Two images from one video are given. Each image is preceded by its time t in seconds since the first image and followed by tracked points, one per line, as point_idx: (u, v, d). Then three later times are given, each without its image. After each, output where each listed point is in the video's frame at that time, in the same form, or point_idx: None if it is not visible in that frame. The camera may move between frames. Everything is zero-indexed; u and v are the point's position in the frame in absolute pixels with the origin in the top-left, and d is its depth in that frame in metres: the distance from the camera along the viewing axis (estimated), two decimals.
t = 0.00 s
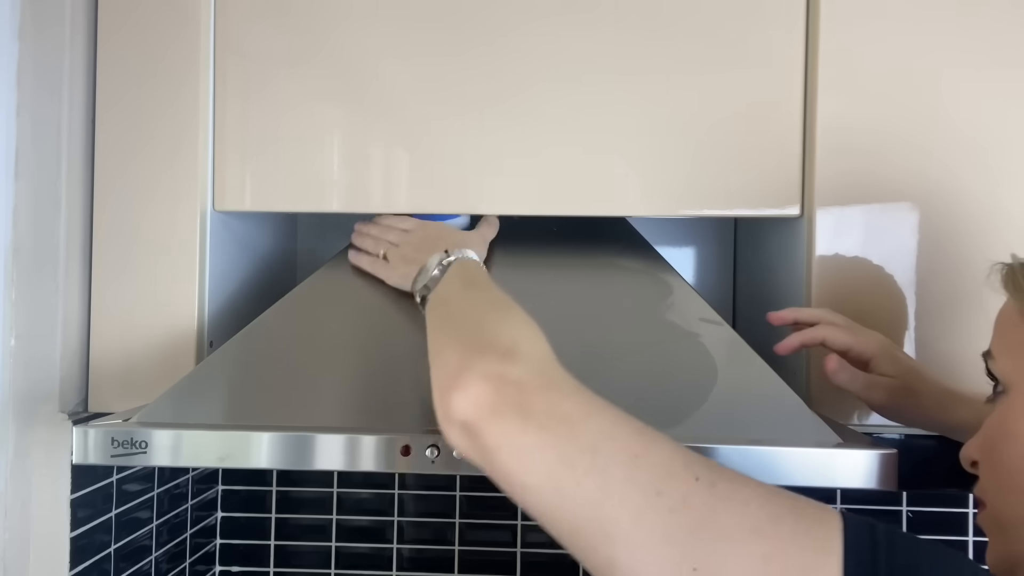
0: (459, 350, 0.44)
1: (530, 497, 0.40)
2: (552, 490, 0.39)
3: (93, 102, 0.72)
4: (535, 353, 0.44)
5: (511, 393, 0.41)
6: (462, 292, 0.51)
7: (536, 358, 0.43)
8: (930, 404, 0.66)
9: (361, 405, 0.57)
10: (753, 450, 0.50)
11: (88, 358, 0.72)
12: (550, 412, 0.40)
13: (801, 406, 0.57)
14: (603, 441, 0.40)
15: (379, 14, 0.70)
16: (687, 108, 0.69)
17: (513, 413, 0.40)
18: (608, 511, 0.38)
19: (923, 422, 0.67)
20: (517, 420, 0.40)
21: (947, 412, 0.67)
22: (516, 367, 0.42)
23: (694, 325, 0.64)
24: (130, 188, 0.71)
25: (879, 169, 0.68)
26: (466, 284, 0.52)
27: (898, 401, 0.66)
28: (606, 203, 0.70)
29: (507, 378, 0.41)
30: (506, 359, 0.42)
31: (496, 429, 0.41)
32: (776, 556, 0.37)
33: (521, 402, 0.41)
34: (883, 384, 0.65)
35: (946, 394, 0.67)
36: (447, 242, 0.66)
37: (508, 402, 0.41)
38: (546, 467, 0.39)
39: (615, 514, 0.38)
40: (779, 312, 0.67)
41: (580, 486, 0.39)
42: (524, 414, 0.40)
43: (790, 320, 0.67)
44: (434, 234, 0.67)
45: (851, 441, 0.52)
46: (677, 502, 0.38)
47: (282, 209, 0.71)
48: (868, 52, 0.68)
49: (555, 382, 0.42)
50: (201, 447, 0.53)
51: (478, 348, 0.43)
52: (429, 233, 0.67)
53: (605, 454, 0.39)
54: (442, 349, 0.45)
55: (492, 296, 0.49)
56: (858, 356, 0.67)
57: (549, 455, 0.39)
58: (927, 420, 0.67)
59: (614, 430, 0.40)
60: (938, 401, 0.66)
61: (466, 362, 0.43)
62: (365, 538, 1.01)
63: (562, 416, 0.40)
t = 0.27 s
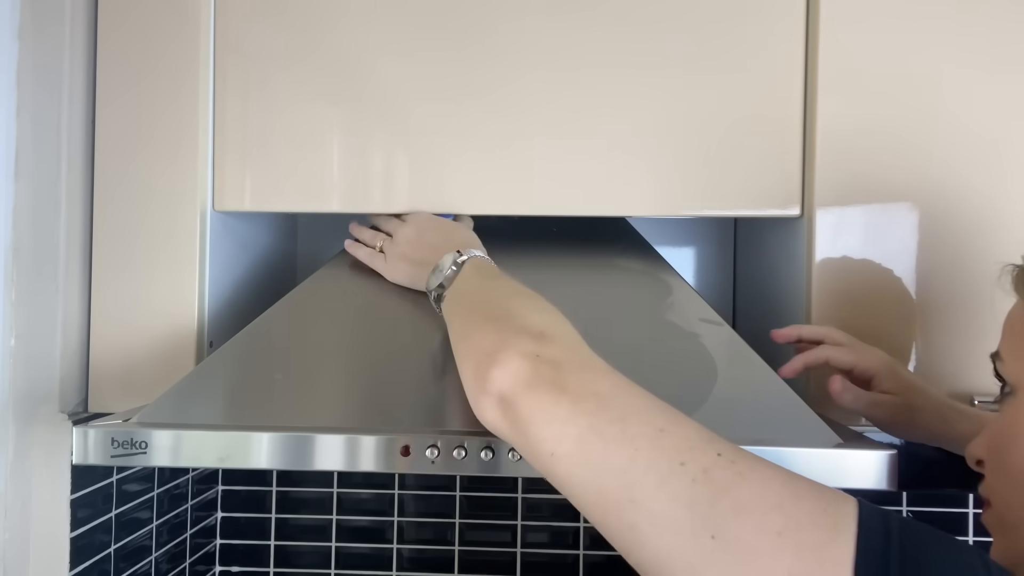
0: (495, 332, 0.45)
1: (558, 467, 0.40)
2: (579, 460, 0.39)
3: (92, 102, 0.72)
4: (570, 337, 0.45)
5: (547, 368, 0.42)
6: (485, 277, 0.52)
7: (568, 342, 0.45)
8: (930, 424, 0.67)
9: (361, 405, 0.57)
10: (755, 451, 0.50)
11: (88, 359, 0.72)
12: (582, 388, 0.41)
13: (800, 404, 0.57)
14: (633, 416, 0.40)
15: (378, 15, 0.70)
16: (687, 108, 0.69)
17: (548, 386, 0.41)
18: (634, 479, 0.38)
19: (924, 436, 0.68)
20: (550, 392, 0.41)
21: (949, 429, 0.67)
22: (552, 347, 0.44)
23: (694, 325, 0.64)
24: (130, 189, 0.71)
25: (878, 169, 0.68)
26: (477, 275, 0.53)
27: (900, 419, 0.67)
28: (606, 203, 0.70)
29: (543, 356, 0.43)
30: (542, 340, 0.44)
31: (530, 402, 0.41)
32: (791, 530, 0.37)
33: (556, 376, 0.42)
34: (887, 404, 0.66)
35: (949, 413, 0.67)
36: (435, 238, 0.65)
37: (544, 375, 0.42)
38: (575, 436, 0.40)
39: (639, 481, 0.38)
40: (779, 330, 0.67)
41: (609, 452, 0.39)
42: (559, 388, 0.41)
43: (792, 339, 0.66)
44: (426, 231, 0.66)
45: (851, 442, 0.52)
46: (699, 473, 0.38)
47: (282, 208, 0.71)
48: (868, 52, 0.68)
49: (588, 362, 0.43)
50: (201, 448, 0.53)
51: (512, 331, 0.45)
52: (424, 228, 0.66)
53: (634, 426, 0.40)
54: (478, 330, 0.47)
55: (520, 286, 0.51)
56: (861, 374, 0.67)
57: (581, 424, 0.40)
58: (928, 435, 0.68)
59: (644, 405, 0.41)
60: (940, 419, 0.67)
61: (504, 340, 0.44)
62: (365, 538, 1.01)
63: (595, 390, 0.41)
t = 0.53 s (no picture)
0: (511, 330, 0.46)
1: (575, 462, 0.40)
2: (596, 455, 0.39)
3: (92, 102, 0.72)
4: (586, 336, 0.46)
5: (564, 364, 0.42)
6: (494, 277, 0.53)
7: (583, 339, 0.45)
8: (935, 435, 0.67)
9: (362, 405, 0.57)
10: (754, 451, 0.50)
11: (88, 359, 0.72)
12: (599, 382, 0.41)
13: (799, 404, 0.57)
14: (650, 413, 0.40)
15: (378, 15, 0.70)
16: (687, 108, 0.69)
17: (566, 381, 0.41)
18: (652, 473, 0.38)
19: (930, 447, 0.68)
20: (568, 387, 0.41)
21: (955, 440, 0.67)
22: (570, 344, 0.44)
23: (694, 325, 0.64)
24: (130, 189, 0.71)
25: (878, 169, 0.68)
26: (483, 272, 0.54)
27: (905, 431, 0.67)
28: (606, 203, 0.70)
29: (561, 352, 0.43)
30: (559, 337, 0.44)
31: (547, 397, 0.41)
32: (809, 524, 0.36)
33: (575, 371, 0.42)
34: (891, 414, 0.66)
35: (954, 423, 0.66)
36: (432, 236, 0.65)
37: (562, 371, 0.42)
38: (593, 429, 0.39)
39: (656, 475, 0.37)
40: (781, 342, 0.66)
41: (627, 446, 0.38)
42: (578, 383, 0.41)
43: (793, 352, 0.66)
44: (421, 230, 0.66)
45: (852, 442, 0.52)
46: (716, 468, 0.37)
47: (282, 209, 0.71)
48: (867, 52, 0.68)
49: (604, 359, 0.43)
50: (201, 448, 0.53)
51: (527, 329, 0.45)
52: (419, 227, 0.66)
53: (651, 421, 0.39)
54: (493, 329, 0.47)
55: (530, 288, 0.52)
56: (864, 386, 0.66)
57: (598, 417, 0.40)
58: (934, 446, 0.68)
59: (660, 400, 0.41)
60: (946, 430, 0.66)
61: (522, 338, 0.45)
62: (365, 538, 1.01)
63: (612, 386, 0.41)
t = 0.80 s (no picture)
0: (512, 333, 0.46)
1: (580, 469, 0.40)
2: (600, 463, 0.39)
3: (92, 102, 0.72)
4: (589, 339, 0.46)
5: (567, 368, 0.42)
6: (496, 280, 0.53)
7: (586, 342, 0.45)
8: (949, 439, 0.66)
9: (363, 405, 0.57)
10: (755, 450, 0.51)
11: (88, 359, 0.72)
12: (603, 388, 0.41)
13: (799, 404, 0.57)
14: (653, 417, 0.40)
15: (378, 15, 0.70)
16: (687, 109, 0.69)
17: (569, 387, 0.42)
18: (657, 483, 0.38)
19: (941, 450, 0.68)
20: (571, 393, 0.41)
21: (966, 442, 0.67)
22: (574, 347, 0.44)
23: (693, 325, 0.64)
24: (130, 189, 0.71)
25: (878, 169, 0.68)
26: (484, 276, 0.54)
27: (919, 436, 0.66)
28: (606, 202, 0.70)
29: (564, 357, 0.43)
30: (562, 341, 0.44)
31: (551, 403, 0.41)
32: (815, 531, 0.35)
33: (578, 376, 0.42)
34: (906, 421, 0.65)
35: (965, 426, 0.66)
36: (438, 235, 0.65)
37: (566, 376, 0.42)
38: (597, 436, 0.40)
39: (660, 485, 0.38)
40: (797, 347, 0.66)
41: (631, 454, 0.38)
42: (581, 389, 0.41)
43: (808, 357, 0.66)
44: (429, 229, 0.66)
45: (852, 442, 0.52)
46: (720, 476, 0.37)
47: (282, 208, 0.71)
48: (867, 52, 0.68)
49: (608, 364, 0.43)
50: (201, 447, 0.53)
51: (529, 331, 0.45)
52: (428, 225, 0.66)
53: (655, 427, 0.39)
54: (493, 331, 0.47)
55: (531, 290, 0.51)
56: (880, 391, 0.66)
57: (603, 424, 0.40)
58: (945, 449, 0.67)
59: (665, 406, 0.41)
60: (959, 433, 0.66)
61: (524, 342, 0.45)
62: (365, 538, 1.01)
63: (616, 391, 0.41)
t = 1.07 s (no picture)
0: (514, 337, 0.45)
1: (570, 485, 0.40)
2: (593, 483, 0.39)
3: (92, 102, 0.72)
4: (583, 344, 0.44)
5: (555, 378, 0.42)
6: (532, 282, 0.52)
7: (579, 349, 0.44)
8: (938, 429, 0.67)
9: (362, 405, 0.57)
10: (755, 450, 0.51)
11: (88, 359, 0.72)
12: (592, 400, 0.41)
13: (798, 404, 0.57)
14: (645, 434, 0.39)
15: (379, 15, 0.70)
16: (687, 109, 0.69)
17: (556, 398, 0.41)
18: (650, 506, 0.38)
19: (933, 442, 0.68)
20: (559, 404, 0.41)
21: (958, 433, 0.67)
22: (563, 353, 0.43)
23: (693, 325, 0.64)
24: (130, 189, 0.71)
25: (878, 169, 0.68)
26: (522, 279, 0.53)
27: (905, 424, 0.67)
28: (606, 203, 0.70)
29: (555, 364, 0.42)
30: (552, 346, 0.43)
31: (537, 414, 0.41)
32: (818, 557, 0.36)
33: (565, 386, 0.41)
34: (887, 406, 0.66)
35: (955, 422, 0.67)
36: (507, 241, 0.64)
37: (554, 385, 0.41)
38: (587, 454, 0.39)
39: (657, 509, 0.38)
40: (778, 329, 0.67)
41: (623, 476, 0.38)
42: (568, 400, 0.41)
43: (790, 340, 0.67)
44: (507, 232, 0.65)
45: (852, 442, 0.52)
46: (720, 500, 0.37)
47: (282, 209, 0.71)
48: (866, 52, 0.68)
49: (600, 372, 0.42)
50: (201, 447, 0.53)
51: (532, 336, 0.44)
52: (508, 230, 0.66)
53: (648, 446, 0.39)
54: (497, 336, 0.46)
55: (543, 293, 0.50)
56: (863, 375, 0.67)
57: (592, 440, 0.39)
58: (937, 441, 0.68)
59: (661, 421, 0.40)
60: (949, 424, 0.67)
61: (515, 347, 0.44)
62: (365, 538, 1.01)
63: (605, 403, 0.40)
